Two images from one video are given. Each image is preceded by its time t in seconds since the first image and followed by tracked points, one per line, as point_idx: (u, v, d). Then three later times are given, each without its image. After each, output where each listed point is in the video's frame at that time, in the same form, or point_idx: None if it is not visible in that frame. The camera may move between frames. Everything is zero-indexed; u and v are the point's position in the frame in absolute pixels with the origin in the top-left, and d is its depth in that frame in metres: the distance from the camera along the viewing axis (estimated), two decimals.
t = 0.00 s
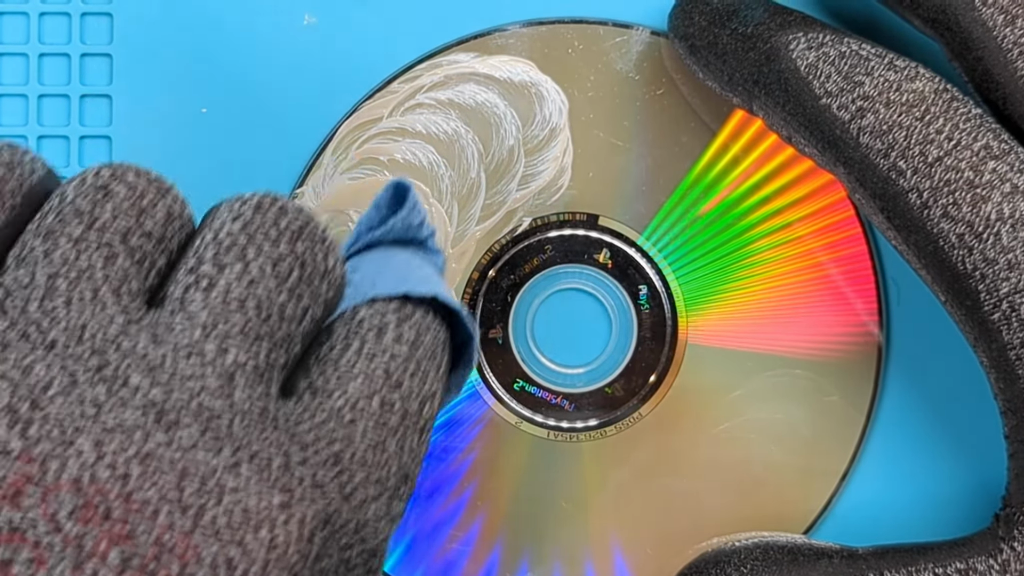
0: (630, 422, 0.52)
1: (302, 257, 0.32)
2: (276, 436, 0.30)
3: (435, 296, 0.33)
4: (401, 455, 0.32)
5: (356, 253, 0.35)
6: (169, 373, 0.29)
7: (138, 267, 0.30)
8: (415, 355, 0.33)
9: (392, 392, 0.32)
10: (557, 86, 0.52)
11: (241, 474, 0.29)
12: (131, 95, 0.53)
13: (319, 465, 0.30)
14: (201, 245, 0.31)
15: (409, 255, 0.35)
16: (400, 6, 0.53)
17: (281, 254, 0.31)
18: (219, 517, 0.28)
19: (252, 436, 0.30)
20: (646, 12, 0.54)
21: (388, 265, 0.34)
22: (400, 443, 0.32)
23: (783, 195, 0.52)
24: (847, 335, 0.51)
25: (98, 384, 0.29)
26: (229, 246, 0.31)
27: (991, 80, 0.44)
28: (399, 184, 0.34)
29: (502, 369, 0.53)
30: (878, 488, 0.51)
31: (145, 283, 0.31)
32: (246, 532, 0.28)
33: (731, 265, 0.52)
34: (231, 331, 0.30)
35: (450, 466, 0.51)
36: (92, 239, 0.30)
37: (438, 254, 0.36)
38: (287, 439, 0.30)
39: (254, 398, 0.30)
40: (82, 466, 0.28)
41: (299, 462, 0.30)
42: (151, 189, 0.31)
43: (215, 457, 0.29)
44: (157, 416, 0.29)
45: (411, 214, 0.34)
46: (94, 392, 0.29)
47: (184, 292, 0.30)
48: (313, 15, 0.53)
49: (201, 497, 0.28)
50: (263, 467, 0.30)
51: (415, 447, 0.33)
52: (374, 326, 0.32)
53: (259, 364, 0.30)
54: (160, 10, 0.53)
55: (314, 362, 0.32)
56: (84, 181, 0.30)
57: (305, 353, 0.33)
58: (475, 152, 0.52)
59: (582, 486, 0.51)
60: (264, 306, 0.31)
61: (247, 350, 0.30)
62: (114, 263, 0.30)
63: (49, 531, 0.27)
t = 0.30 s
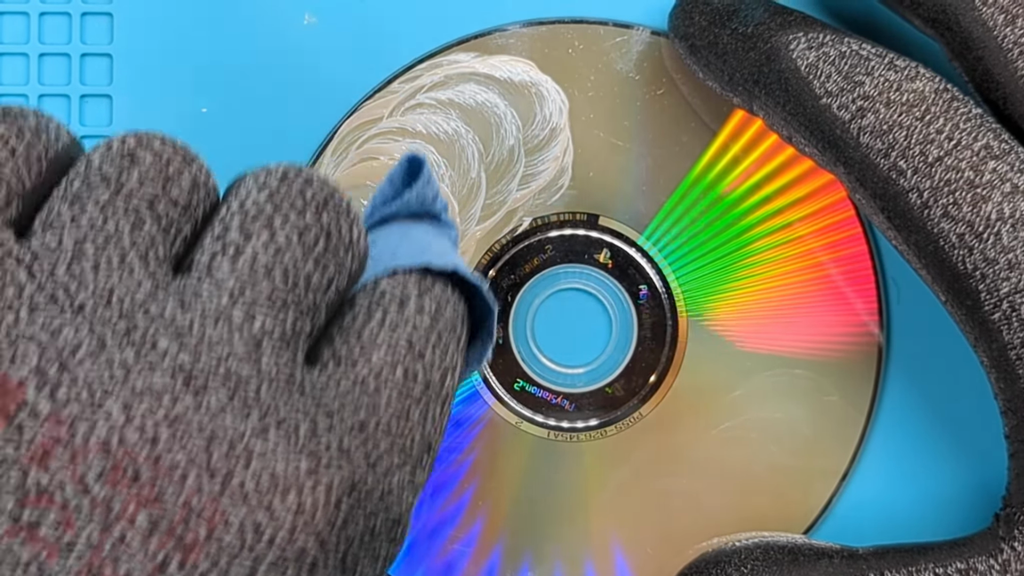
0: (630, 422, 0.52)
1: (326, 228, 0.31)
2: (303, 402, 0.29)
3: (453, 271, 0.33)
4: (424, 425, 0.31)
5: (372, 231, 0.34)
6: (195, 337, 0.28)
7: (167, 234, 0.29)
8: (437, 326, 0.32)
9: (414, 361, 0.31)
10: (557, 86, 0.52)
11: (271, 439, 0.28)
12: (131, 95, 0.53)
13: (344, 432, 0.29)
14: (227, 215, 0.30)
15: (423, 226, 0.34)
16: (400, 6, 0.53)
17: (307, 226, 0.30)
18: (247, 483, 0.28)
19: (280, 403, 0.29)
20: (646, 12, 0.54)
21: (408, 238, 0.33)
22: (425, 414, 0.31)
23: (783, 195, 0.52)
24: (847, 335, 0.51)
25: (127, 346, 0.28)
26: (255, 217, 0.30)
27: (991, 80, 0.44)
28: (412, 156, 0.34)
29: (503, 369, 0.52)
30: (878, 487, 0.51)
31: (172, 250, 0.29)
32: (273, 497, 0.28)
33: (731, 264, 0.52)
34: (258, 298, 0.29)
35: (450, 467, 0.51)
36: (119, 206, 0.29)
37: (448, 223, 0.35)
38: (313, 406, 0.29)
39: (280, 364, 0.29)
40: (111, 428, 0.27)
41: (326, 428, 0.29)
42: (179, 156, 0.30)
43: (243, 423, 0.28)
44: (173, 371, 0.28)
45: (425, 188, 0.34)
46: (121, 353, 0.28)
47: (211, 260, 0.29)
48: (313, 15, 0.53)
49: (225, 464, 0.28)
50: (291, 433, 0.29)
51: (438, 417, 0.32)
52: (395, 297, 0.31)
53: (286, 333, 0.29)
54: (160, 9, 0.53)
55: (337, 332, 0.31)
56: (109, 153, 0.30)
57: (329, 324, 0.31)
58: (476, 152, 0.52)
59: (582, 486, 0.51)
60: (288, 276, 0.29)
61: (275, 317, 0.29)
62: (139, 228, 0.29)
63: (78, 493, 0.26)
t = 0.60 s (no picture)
0: (630, 422, 0.52)
1: (328, 187, 0.29)
2: (307, 358, 0.27)
3: (453, 232, 0.31)
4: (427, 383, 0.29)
5: (369, 193, 0.33)
6: (201, 295, 0.27)
7: (166, 196, 0.28)
8: (437, 287, 0.30)
9: (420, 319, 0.29)
10: (557, 86, 0.52)
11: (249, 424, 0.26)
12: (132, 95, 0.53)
13: (348, 387, 0.27)
14: (229, 174, 0.29)
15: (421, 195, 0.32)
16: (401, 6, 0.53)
17: (307, 182, 0.29)
18: (253, 436, 0.26)
19: (284, 358, 0.27)
20: (646, 12, 0.54)
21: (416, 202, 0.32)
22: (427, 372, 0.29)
23: (783, 195, 0.52)
24: (847, 334, 0.51)
25: (130, 303, 0.26)
26: (256, 176, 0.28)
27: (991, 80, 0.44)
28: (410, 121, 0.33)
29: (503, 369, 0.53)
30: (879, 488, 0.51)
31: (174, 209, 0.28)
32: (279, 451, 0.26)
33: (731, 264, 0.52)
34: (260, 258, 0.27)
35: (449, 468, 0.51)
36: (119, 164, 0.27)
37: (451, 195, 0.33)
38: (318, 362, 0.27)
39: (285, 319, 0.27)
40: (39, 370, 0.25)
41: (331, 383, 0.27)
42: (178, 118, 0.29)
43: (248, 374, 0.26)
44: (188, 332, 0.26)
45: (421, 152, 0.33)
46: (124, 311, 0.26)
47: (212, 218, 0.28)
48: (313, 15, 0.53)
49: (234, 416, 0.26)
50: (296, 388, 0.27)
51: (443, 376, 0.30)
52: (396, 257, 0.30)
53: (290, 290, 0.28)
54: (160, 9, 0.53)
55: (338, 292, 0.29)
56: (109, 115, 0.28)
57: (330, 284, 0.30)
58: (475, 152, 0.52)
59: (582, 486, 0.51)
60: (293, 233, 0.28)
61: (278, 275, 0.28)
62: (142, 188, 0.27)
63: (82, 448, 0.25)
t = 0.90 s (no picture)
0: (630, 422, 0.52)
1: (325, 135, 0.30)
2: (304, 299, 0.28)
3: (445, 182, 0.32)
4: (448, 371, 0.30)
5: (366, 151, 0.34)
6: (196, 236, 0.27)
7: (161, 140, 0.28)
8: (433, 236, 0.31)
9: (412, 266, 0.30)
10: (557, 86, 0.52)
11: (271, 334, 0.27)
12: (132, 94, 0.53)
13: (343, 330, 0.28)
14: (224, 118, 0.29)
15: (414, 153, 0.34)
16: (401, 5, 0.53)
17: (306, 129, 0.30)
18: (249, 375, 0.27)
19: (280, 296, 0.28)
20: (646, 12, 0.54)
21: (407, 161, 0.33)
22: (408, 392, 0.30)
23: (784, 195, 0.52)
24: (847, 334, 0.51)
25: (128, 241, 0.27)
26: (254, 119, 0.29)
27: (992, 78, 0.44)
28: (405, 83, 0.34)
29: (503, 369, 0.53)
30: (879, 487, 0.51)
31: (171, 151, 0.29)
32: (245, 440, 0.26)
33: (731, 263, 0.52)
34: (257, 196, 0.28)
35: (449, 468, 0.51)
36: (118, 105, 0.28)
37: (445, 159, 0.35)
38: (311, 302, 0.28)
39: (281, 261, 0.28)
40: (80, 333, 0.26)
41: (325, 325, 0.28)
42: (176, 64, 0.30)
43: (244, 314, 0.27)
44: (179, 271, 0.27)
45: (417, 112, 0.34)
46: (121, 246, 0.27)
47: (209, 161, 0.28)
48: (314, 15, 0.53)
49: (230, 353, 0.27)
50: (292, 326, 0.27)
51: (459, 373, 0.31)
52: (391, 207, 0.31)
53: (287, 233, 0.28)
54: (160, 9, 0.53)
55: (334, 238, 0.30)
56: (108, 58, 0.29)
57: (327, 231, 0.31)
58: (476, 152, 0.52)
59: (582, 486, 0.51)
60: (288, 176, 0.29)
61: (274, 217, 0.28)
62: (141, 128, 0.28)
63: (79, 382, 0.25)
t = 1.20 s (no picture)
0: (631, 420, 0.52)
1: (308, 206, 0.32)
2: (279, 372, 0.30)
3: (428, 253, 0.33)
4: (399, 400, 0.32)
5: (355, 220, 0.34)
6: (175, 303, 0.29)
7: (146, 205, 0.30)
8: (412, 304, 0.32)
9: (389, 337, 0.32)
10: (558, 84, 0.53)
11: (243, 407, 0.29)
12: (132, 93, 0.53)
13: (318, 404, 0.30)
14: (209, 186, 0.31)
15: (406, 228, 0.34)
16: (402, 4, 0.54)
17: (287, 201, 0.31)
18: (222, 446, 0.28)
19: (257, 371, 0.30)
20: (647, 11, 0.54)
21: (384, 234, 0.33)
22: (399, 388, 0.32)
23: (784, 194, 0.52)
24: (847, 333, 0.51)
25: (107, 306, 0.29)
26: (236, 190, 0.31)
27: (992, 77, 0.44)
28: (401, 155, 0.34)
29: (503, 367, 0.53)
30: (880, 487, 0.51)
31: (154, 219, 0.30)
32: (246, 463, 0.29)
33: (732, 263, 0.52)
34: (237, 267, 0.30)
35: (450, 465, 0.51)
36: (104, 171, 0.30)
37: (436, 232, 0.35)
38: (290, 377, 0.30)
39: (259, 333, 0.30)
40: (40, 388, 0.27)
41: (300, 399, 0.30)
42: (165, 130, 0.31)
43: (219, 386, 0.29)
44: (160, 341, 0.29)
45: (409, 184, 0.34)
46: (101, 314, 0.28)
47: (191, 229, 0.30)
48: (314, 14, 0.53)
49: (204, 426, 0.28)
50: (267, 400, 0.29)
51: (411, 394, 0.32)
52: (370, 275, 0.32)
53: (264, 302, 0.30)
54: (160, 8, 0.53)
55: (312, 307, 0.32)
56: (98, 123, 0.31)
57: (307, 299, 0.32)
58: (477, 150, 0.52)
59: (583, 484, 0.51)
60: (270, 247, 0.31)
61: (253, 287, 0.30)
62: (124, 195, 0.30)
63: (52, 449, 0.27)
